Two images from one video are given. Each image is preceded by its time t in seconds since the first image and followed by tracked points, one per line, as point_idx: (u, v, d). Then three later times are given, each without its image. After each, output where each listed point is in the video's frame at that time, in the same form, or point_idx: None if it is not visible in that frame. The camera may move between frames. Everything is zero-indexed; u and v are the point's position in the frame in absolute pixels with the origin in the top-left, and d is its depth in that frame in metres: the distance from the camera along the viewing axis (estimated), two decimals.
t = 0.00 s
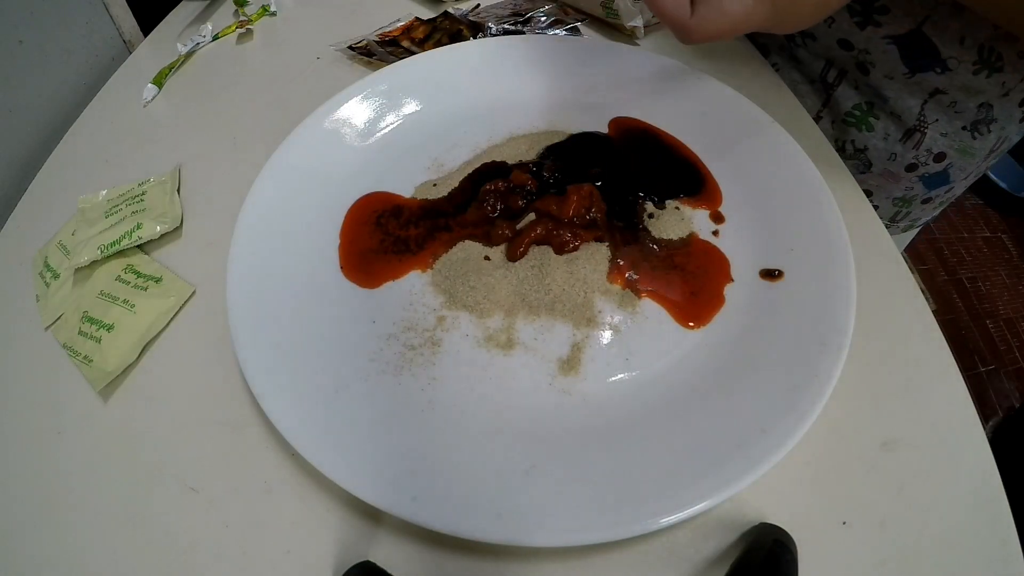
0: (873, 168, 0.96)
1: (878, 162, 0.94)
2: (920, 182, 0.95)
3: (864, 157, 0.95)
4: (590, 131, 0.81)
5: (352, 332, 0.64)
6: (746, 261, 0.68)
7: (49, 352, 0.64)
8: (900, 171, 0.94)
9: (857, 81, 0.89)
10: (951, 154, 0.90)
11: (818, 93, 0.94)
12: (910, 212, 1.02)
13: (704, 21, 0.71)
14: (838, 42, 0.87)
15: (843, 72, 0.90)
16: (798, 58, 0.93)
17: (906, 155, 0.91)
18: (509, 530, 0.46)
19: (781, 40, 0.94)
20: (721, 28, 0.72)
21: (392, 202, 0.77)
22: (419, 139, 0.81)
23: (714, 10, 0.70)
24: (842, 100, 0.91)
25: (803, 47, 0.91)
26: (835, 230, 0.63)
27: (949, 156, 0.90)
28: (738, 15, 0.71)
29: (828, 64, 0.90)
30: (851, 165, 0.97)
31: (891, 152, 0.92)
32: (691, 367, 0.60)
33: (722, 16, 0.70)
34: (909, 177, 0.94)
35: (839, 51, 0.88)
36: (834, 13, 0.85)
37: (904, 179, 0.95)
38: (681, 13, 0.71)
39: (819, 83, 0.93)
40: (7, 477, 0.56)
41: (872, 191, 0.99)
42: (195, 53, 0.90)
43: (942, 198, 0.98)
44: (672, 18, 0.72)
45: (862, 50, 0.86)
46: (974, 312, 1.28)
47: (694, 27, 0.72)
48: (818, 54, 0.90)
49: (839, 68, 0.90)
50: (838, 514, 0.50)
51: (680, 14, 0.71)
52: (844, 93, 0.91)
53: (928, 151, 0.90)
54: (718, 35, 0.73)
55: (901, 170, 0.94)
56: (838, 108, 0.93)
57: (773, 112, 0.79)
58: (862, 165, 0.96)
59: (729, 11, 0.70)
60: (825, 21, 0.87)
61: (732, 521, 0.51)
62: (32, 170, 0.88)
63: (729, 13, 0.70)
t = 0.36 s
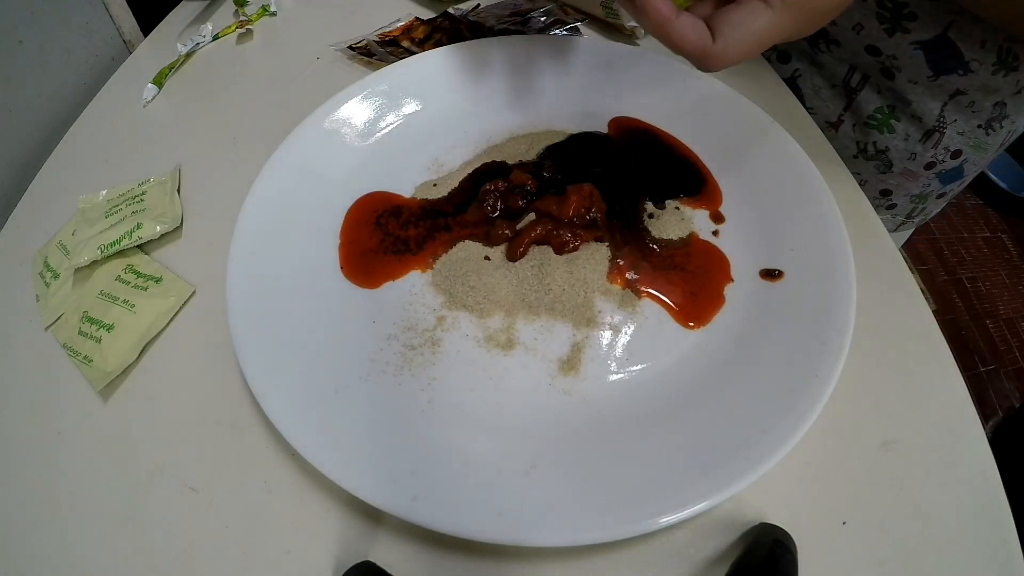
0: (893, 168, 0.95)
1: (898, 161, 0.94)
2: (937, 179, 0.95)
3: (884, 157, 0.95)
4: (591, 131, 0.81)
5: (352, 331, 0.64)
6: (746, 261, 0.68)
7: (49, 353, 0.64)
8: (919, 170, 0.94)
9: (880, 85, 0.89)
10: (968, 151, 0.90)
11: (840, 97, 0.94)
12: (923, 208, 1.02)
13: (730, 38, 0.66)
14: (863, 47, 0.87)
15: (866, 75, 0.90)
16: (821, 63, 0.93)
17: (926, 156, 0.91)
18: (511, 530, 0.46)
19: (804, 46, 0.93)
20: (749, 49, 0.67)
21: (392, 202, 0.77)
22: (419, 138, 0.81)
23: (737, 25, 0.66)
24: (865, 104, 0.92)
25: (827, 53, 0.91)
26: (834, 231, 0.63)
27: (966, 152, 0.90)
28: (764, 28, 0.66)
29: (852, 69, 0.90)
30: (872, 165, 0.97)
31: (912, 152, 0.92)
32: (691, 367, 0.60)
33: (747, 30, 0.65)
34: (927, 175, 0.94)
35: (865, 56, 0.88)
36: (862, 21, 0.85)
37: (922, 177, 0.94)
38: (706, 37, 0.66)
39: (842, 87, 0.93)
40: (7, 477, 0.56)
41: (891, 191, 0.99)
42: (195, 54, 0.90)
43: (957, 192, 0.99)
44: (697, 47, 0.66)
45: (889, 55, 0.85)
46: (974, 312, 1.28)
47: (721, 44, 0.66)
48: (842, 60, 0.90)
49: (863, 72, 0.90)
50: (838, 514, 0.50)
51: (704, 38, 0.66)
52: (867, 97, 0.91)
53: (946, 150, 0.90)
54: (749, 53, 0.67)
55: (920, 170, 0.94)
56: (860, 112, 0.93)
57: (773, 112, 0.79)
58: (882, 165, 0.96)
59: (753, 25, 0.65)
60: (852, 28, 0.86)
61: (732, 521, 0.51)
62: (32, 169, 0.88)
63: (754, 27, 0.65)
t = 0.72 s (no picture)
0: (924, 190, 0.89)
1: (929, 183, 0.88)
2: (967, 195, 0.90)
3: (915, 181, 0.89)
4: (592, 130, 0.81)
5: (353, 331, 0.64)
6: (745, 260, 0.68)
7: (49, 352, 0.64)
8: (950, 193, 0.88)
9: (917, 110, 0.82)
10: (1000, 170, 0.84)
11: (872, 122, 0.87)
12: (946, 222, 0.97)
13: (705, 132, 0.62)
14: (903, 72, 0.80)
15: (902, 101, 0.83)
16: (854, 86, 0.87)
17: (958, 179, 0.86)
18: (511, 529, 0.46)
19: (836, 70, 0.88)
20: (735, 145, 0.62)
21: (393, 203, 0.77)
22: (419, 139, 0.80)
23: (716, 121, 0.61)
24: (898, 128, 0.85)
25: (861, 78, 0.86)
26: (833, 227, 0.63)
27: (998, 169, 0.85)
28: (749, 125, 0.60)
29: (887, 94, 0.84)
30: (902, 189, 0.91)
31: (944, 174, 0.86)
32: (690, 366, 0.60)
33: (726, 125, 0.61)
34: (956, 194, 0.88)
35: (904, 84, 0.81)
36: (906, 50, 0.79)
37: (952, 195, 0.89)
38: (684, 130, 0.64)
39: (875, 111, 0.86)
40: (7, 476, 0.56)
41: (920, 211, 0.93)
42: (195, 54, 0.91)
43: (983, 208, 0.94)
44: (671, 139, 0.65)
45: (931, 87, 0.79)
46: (974, 312, 1.28)
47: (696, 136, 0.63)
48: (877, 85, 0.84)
49: (899, 97, 0.83)
50: (837, 514, 0.50)
51: (680, 131, 0.64)
52: (901, 122, 0.84)
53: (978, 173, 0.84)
54: (740, 150, 0.62)
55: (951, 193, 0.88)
56: (892, 136, 0.86)
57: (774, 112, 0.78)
58: (913, 188, 0.90)
59: (734, 121, 0.60)
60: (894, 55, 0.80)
61: (732, 521, 0.51)
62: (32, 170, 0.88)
63: (734, 122, 0.60)
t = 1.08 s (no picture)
0: (935, 204, 0.89)
1: (941, 198, 0.88)
2: (979, 208, 0.89)
3: (927, 196, 0.89)
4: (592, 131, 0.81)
5: (352, 332, 0.64)
6: (745, 260, 0.68)
7: (49, 352, 0.64)
8: (964, 204, 0.87)
9: (929, 125, 0.82)
10: (1013, 182, 0.84)
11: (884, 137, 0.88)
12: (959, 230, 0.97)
13: (712, 182, 0.66)
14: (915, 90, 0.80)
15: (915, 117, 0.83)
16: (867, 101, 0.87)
17: (972, 192, 0.85)
18: (511, 530, 0.46)
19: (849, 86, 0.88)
20: (741, 197, 0.65)
21: (393, 203, 0.78)
22: (418, 140, 0.80)
23: (724, 174, 0.65)
24: (910, 143, 0.85)
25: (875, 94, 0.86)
26: (833, 226, 0.63)
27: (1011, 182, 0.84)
28: (756, 182, 0.64)
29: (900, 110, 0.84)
30: (914, 204, 0.91)
31: (956, 189, 0.85)
32: (690, 367, 0.60)
33: (732, 179, 0.65)
34: (968, 207, 0.88)
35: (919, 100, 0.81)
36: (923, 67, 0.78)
37: (964, 209, 0.89)
38: (692, 178, 0.68)
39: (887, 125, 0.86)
40: (7, 477, 0.56)
41: (931, 224, 0.93)
42: (195, 54, 0.91)
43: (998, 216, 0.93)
44: (679, 182, 0.69)
45: (946, 104, 0.78)
46: (975, 312, 1.28)
47: (703, 184, 0.67)
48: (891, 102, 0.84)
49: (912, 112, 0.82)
50: (837, 514, 0.50)
51: (688, 176, 0.68)
52: (913, 136, 0.84)
53: (993, 185, 0.83)
54: (741, 200, 0.66)
55: (965, 204, 0.87)
56: (904, 150, 0.86)
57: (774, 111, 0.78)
58: (925, 203, 0.90)
59: (742, 176, 0.64)
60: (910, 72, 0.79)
61: (733, 520, 0.51)
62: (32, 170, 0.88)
63: (740, 177, 0.64)
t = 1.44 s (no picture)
0: (935, 208, 0.89)
1: (941, 202, 0.88)
2: (979, 212, 0.89)
3: (927, 200, 0.89)
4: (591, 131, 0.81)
5: (352, 332, 0.64)
6: (745, 260, 0.68)
7: (49, 352, 0.64)
8: (964, 208, 0.88)
9: (929, 129, 0.82)
10: (1013, 186, 0.84)
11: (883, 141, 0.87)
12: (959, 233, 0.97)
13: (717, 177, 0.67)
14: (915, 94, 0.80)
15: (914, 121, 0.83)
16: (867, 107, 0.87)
17: (971, 195, 0.85)
18: (511, 529, 0.46)
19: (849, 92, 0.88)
20: (743, 192, 0.66)
21: (393, 202, 0.78)
22: (418, 140, 0.80)
23: (727, 169, 0.66)
24: (910, 148, 0.85)
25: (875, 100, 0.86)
26: (833, 225, 0.62)
27: (1012, 187, 0.84)
28: (758, 177, 0.64)
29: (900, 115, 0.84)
30: (914, 208, 0.92)
31: (956, 193, 0.86)
32: (689, 367, 0.60)
33: (735, 173, 0.66)
34: (968, 211, 0.88)
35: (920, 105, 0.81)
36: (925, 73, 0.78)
37: (964, 213, 0.89)
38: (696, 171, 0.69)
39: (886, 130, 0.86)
40: (7, 477, 0.56)
41: (931, 228, 0.94)
42: (195, 54, 0.91)
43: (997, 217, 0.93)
44: (684, 176, 0.70)
45: (948, 108, 0.78)
46: (975, 313, 1.28)
47: (707, 179, 0.68)
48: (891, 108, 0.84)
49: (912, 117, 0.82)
50: (837, 514, 0.50)
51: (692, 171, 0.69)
52: (913, 140, 0.84)
53: (992, 189, 0.83)
54: (744, 193, 0.67)
55: (965, 208, 0.88)
56: (904, 154, 0.86)
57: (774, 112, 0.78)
58: (925, 206, 0.90)
59: (745, 170, 0.65)
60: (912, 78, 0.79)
61: (732, 520, 0.51)
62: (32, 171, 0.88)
63: (744, 172, 0.65)
